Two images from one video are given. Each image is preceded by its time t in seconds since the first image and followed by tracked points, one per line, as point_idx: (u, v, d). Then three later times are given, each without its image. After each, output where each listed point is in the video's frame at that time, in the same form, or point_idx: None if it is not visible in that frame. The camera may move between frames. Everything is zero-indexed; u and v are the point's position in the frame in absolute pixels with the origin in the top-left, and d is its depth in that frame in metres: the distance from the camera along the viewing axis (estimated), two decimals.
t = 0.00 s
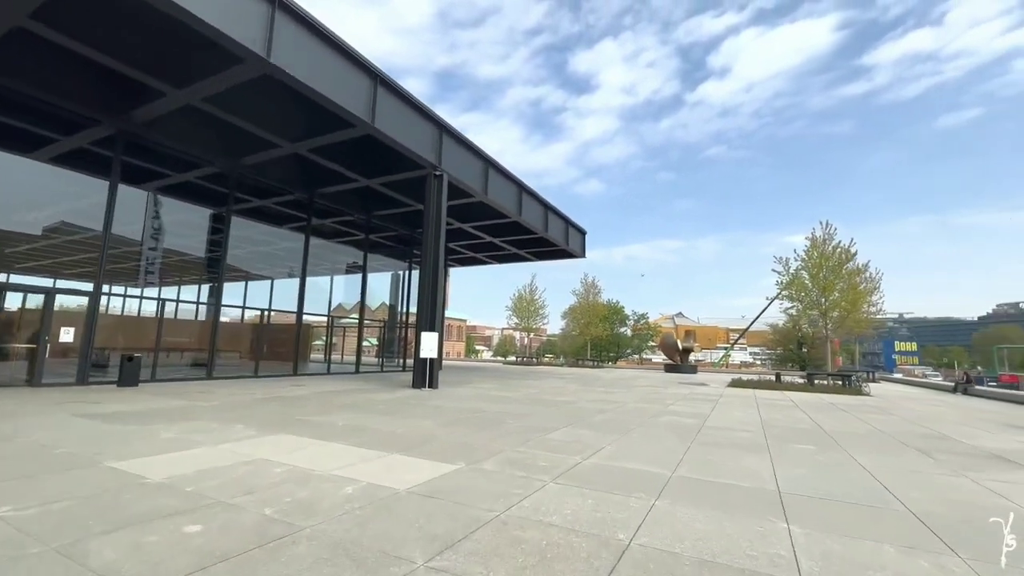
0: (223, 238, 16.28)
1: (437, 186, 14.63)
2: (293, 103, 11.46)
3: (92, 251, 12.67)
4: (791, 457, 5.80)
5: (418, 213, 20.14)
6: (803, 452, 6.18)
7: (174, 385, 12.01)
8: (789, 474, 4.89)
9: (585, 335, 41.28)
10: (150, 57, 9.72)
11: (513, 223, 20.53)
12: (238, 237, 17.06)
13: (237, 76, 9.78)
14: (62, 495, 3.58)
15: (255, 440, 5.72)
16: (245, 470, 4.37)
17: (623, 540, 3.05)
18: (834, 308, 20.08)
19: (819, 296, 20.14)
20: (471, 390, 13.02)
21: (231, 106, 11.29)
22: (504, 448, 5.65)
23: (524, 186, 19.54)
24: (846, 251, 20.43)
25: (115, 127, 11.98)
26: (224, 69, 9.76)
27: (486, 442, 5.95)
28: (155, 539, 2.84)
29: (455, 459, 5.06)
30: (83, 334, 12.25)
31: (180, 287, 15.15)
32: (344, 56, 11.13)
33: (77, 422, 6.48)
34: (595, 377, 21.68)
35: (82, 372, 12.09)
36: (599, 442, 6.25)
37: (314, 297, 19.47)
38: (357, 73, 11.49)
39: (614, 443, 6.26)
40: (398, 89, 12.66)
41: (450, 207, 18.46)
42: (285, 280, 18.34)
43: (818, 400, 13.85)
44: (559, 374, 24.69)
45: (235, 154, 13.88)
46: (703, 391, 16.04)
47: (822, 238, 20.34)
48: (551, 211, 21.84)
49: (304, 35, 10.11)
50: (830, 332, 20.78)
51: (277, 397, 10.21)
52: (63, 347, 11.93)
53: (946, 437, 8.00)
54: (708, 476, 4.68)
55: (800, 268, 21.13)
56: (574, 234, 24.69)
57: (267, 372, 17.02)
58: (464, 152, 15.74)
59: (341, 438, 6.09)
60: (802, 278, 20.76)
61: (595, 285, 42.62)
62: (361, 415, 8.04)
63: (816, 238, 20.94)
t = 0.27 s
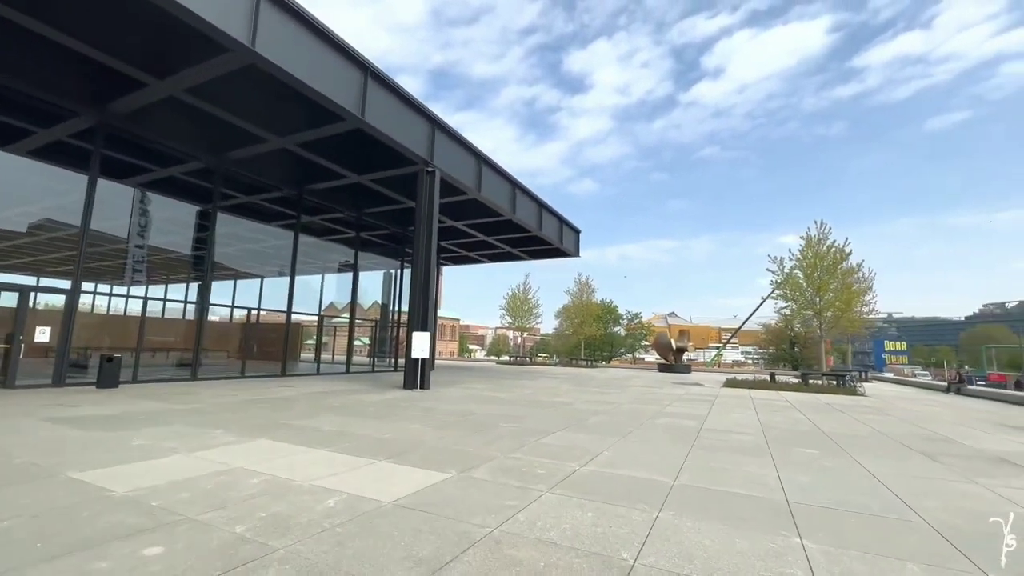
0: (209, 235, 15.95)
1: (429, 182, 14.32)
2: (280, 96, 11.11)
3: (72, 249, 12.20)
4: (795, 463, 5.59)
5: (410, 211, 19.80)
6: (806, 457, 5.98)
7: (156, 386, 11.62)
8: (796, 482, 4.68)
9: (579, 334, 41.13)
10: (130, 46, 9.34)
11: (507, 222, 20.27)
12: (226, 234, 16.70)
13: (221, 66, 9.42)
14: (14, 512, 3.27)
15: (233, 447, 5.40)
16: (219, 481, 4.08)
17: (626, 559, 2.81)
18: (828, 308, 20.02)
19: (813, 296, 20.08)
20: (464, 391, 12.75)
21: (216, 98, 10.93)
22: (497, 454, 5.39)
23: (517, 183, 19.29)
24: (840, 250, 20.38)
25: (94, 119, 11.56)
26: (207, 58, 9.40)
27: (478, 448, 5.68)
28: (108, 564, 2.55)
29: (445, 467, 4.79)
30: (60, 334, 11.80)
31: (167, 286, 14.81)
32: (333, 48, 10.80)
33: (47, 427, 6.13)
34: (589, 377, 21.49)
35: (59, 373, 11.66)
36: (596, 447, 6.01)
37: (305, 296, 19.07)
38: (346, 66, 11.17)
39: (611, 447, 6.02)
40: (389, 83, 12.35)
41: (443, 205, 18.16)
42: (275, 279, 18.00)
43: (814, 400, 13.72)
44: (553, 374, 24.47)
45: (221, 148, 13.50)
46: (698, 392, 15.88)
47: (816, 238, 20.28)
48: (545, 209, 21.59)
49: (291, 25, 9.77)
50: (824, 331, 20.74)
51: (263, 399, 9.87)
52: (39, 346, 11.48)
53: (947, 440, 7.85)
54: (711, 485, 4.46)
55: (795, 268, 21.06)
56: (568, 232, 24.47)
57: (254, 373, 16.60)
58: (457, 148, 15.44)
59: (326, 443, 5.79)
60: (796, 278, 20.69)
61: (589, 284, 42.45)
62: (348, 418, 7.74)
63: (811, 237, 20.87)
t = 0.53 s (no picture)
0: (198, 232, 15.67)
1: (423, 177, 14.06)
2: (269, 87, 10.80)
3: (52, 246, 11.80)
4: (801, 465, 5.41)
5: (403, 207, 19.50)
6: (813, 459, 5.79)
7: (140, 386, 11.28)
8: (805, 486, 4.48)
9: (574, 333, 40.99)
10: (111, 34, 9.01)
11: (502, 219, 20.04)
12: (218, 232, 16.56)
13: (206, 55, 9.11)
14: None
15: (215, 450, 5.12)
16: (195, 489, 3.81)
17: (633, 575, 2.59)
18: (824, 307, 19.94)
19: (809, 295, 20.00)
20: (458, 391, 12.51)
21: (201, 89, 10.61)
22: (493, 457, 5.15)
23: (513, 181, 19.05)
24: (837, 249, 20.31)
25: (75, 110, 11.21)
26: (191, 46, 9.08)
27: (473, 451, 5.44)
28: None
29: (439, 472, 4.54)
30: (39, 332, 11.44)
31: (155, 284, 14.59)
32: (323, 38, 10.51)
33: (20, 428, 5.84)
34: (584, 377, 21.30)
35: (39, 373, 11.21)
36: (596, 449, 5.79)
37: (296, 294, 18.71)
38: (337, 57, 10.88)
39: (611, 449, 5.80)
40: (382, 75, 12.06)
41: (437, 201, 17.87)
42: (267, 278, 17.79)
43: (812, 400, 13.59)
44: (548, 373, 24.26)
45: (208, 141, 13.17)
46: (695, 391, 15.73)
47: (812, 236, 20.20)
48: (540, 206, 21.36)
49: (280, 13, 9.47)
50: (820, 330, 20.67)
51: (251, 399, 9.60)
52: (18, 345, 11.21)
53: (952, 440, 7.71)
54: (718, 490, 4.24)
55: (791, 266, 20.98)
56: (564, 230, 24.26)
57: (243, 372, 16.26)
58: (451, 143, 15.17)
59: (314, 446, 5.52)
60: (792, 277, 20.61)
61: (585, 283, 42.32)
62: (338, 419, 7.48)
63: (807, 236, 20.77)
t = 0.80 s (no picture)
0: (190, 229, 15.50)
1: (417, 174, 13.79)
2: (258, 79, 10.50)
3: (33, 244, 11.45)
4: (808, 470, 5.22)
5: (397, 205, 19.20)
6: (819, 463, 5.60)
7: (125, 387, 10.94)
8: (815, 494, 4.28)
9: (569, 332, 40.84)
10: (92, 21, 8.66)
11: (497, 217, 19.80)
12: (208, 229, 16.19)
13: (191, 44, 8.80)
14: None
15: (194, 457, 4.84)
16: (169, 501, 3.55)
17: None
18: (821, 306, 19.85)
19: (806, 294, 19.91)
20: (453, 391, 12.27)
21: (188, 81, 10.29)
22: (488, 463, 4.91)
23: (508, 178, 18.80)
24: (834, 248, 20.24)
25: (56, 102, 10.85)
26: (175, 35, 8.76)
27: (468, 456, 5.20)
28: None
29: (431, 479, 4.29)
30: (19, 331, 11.06)
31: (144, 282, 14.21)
32: (315, 29, 10.23)
33: None
34: (580, 376, 21.12)
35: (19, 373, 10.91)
36: (595, 454, 5.57)
37: (289, 293, 18.42)
38: (329, 49, 10.59)
39: (611, 454, 5.58)
40: (375, 68, 11.79)
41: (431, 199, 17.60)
42: (259, 276, 17.43)
43: (810, 399, 13.47)
44: (544, 373, 24.06)
45: (196, 136, 12.83)
46: (692, 391, 15.58)
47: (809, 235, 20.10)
48: (536, 204, 21.14)
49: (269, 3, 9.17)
50: (817, 329, 20.60)
51: (239, 401, 9.32)
52: None
53: (956, 442, 7.57)
54: (725, 498, 4.04)
55: (788, 266, 20.90)
56: (560, 229, 24.05)
57: (232, 372, 15.98)
58: (446, 139, 14.91)
59: (301, 452, 5.26)
60: (789, 276, 20.51)
61: (580, 282, 42.16)
62: (328, 421, 7.23)
63: (804, 235, 20.68)
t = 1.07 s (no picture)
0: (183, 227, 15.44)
1: (411, 168, 13.49)
2: (247, 69, 10.18)
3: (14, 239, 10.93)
4: (819, 472, 4.99)
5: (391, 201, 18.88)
6: (829, 466, 5.38)
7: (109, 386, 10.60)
8: (829, 499, 4.06)
9: (565, 331, 40.66)
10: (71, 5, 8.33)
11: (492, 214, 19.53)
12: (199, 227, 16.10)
13: (176, 31, 8.47)
14: None
15: (171, 461, 4.54)
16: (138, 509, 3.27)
17: None
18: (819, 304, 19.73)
19: (805, 292, 19.80)
20: (447, 390, 12.00)
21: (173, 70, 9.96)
22: (485, 467, 4.65)
23: (504, 174, 18.55)
24: (832, 246, 20.13)
25: (36, 91, 10.47)
26: (157, 21, 8.43)
27: (463, 459, 4.95)
28: None
29: (424, 484, 4.03)
30: None
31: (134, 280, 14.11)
32: (306, 17, 9.91)
33: None
34: (577, 375, 20.90)
35: None
36: (597, 456, 5.32)
37: (281, 291, 18.09)
38: (320, 38, 10.28)
39: (614, 456, 5.33)
40: (368, 59, 11.49)
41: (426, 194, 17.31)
42: (251, 273, 17.16)
43: (811, 398, 13.30)
44: (540, 372, 23.83)
45: (183, 128, 12.49)
46: (690, 389, 15.40)
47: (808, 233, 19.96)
48: (532, 201, 20.89)
49: None
50: (815, 328, 20.49)
51: (226, 400, 9.01)
52: None
53: (964, 442, 7.40)
54: (735, 504, 3.81)
55: (786, 263, 20.75)
56: (556, 226, 23.81)
57: (222, 370, 15.64)
58: (441, 134, 14.62)
59: (287, 454, 4.98)
60: (787, 274, 20.39)
61: (576, 280, 41.97)
62: (317, 422, 6.94)
63: (802, 232, 20.53)
